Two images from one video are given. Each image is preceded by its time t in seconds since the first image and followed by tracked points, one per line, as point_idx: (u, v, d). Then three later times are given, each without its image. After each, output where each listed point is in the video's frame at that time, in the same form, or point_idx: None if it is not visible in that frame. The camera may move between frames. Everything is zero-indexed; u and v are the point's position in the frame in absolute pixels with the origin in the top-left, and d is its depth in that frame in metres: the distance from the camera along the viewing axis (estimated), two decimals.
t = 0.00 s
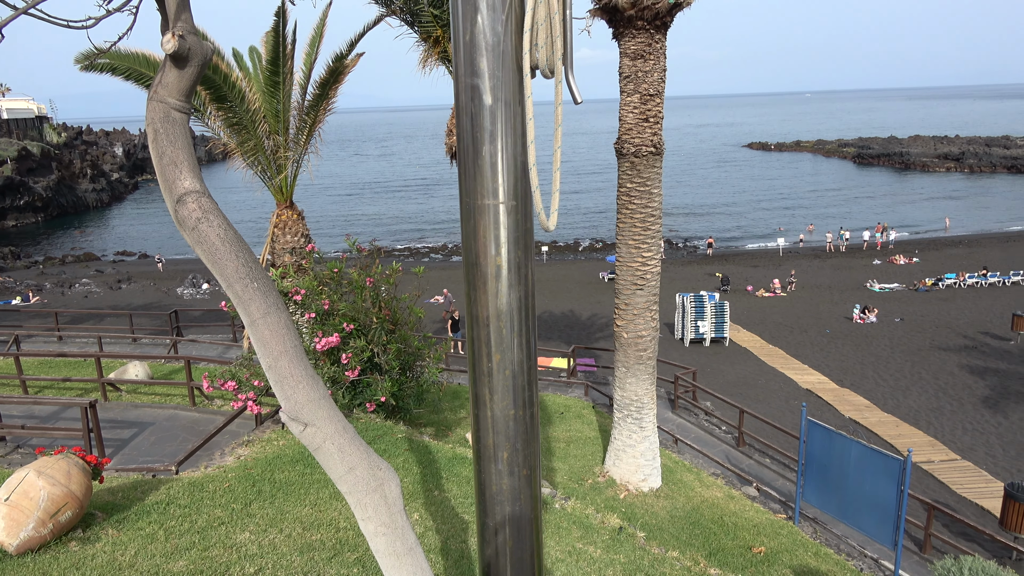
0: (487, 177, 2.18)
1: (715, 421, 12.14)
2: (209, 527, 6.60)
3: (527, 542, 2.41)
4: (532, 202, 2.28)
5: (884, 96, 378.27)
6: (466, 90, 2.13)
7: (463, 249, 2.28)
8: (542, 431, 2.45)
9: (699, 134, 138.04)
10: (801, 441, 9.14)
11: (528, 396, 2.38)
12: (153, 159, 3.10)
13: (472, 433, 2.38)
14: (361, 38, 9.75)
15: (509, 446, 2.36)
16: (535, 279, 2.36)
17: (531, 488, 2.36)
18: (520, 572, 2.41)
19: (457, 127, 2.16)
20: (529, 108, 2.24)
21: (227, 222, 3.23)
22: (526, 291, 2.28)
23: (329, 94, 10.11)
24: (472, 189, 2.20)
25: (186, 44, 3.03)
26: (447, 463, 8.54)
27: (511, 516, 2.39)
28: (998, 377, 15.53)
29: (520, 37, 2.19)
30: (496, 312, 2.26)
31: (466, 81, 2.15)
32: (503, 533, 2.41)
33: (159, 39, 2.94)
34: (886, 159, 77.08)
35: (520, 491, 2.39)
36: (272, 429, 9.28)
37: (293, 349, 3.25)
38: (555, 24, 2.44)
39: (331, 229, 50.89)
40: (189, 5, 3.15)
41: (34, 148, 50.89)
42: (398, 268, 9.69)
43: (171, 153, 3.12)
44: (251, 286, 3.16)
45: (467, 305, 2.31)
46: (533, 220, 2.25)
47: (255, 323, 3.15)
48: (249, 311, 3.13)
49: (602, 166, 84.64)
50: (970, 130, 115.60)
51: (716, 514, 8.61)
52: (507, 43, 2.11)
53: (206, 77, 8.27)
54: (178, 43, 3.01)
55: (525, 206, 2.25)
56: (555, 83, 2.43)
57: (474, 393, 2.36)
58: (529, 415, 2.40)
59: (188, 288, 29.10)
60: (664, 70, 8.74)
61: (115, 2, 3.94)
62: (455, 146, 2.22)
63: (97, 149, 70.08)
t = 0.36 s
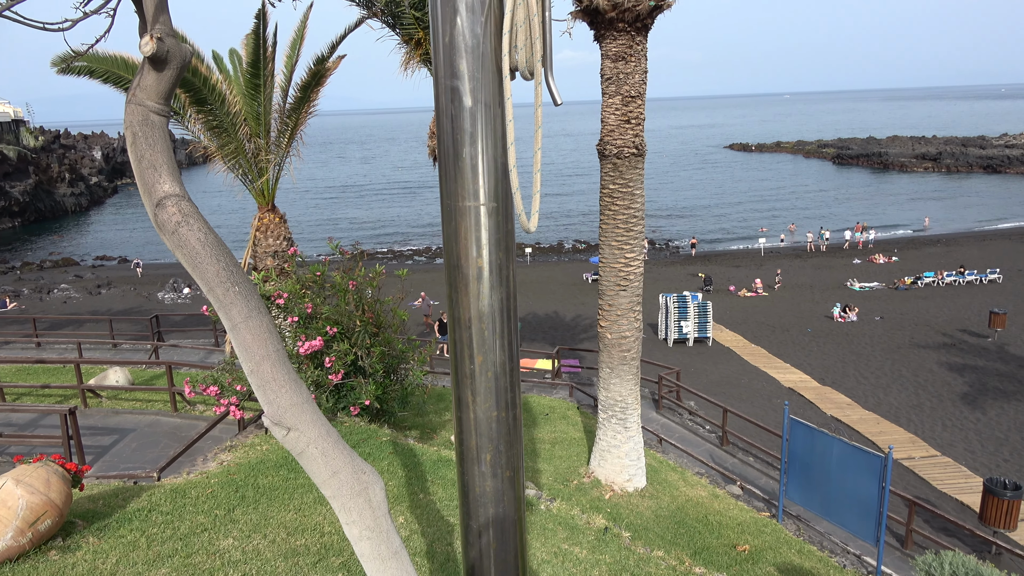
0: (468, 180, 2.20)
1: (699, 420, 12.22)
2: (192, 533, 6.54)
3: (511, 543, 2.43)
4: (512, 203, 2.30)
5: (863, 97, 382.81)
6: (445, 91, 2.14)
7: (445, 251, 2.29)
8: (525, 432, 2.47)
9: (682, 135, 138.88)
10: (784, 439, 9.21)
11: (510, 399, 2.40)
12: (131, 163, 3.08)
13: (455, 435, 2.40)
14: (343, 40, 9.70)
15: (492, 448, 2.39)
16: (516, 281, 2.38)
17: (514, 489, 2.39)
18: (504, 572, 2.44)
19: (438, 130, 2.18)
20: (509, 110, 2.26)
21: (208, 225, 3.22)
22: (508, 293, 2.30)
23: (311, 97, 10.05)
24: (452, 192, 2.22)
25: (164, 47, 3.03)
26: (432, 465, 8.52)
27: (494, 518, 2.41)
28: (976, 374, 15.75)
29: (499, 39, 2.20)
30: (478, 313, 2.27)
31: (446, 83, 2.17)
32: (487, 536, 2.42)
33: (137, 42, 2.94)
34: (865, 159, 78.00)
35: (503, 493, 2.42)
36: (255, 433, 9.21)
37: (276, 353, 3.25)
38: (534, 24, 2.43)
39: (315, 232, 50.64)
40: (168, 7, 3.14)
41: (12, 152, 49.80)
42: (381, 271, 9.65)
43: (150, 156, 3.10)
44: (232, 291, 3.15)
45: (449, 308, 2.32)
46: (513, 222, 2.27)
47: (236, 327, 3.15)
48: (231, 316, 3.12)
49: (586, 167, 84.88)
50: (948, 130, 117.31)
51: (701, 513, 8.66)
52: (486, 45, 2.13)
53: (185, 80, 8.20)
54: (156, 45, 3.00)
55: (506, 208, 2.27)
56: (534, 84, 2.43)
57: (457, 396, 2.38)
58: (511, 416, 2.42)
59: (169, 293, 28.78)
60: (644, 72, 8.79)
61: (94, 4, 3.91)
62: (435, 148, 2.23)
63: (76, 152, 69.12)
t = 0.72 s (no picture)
0: (449, 182, 2.25)
1: (683, 420, 12.28)
2: (174, 541, 6.47)
3: (494, 544, 2.49)
4: (492, 205, 2.35)
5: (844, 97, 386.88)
6: (425, 94, 2.19)
7: (426, 254, 2.34)
8: (507, 433, 2.52)
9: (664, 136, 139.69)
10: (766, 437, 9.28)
11: (494, 400, 2.45)
12: (109, 167, 3.07)
13: (439, 438, 2.45)
14: (323, 42, 9.64)
15: (476, 450, 2.45)
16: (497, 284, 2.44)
17: (498, 491, 2.45)
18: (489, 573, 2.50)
19: (417, 135, 2.24)
20: (488, 113, 2.32)
21: (187, 230, 3.22)
22: (489, 294, 2.36)
23: (291, 99, 9.99)
24: (433, 194, 2.28)
25: (142, 50, 3.00)
26: (417, 469, 8.49)
27: (478, 519, 2.47)
28: (955, 370, 15.95)
29: (478, 42, 2.25)
30: (461, 315, 2.33)
31: (425, 85, 2.22)
32: (472, 537, 2.48)
33: (114, 45, 2.91)
34: (844, 158, 78.88)
35: (486, 495, 2.47)
36: (238, 439, 9.13)
37: (257, 358, 3.25)
38: (513, 28, 2.47)
39: (298, 236, 50.37)
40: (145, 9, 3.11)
41: None
42: (363, 274, 9.61)
43: (128, 160, 3.09)
44: (213, 295, 3.15)
45: (431, 310, 2.37)
46: (494, 224, 2.33)
47: (217, 332, 3.14)
48: (212, 321, 3.11)
49: (569, 169, 85.07)
50: (925, 130, 119.06)
51: (686, 512, 8.69)
52: (465, 48, 2.18)
53: (164, 83, 8.13)
54: (133, 49, 2.97)
55: (486, 210, 2.32)
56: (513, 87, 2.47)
57: (439, 398, 2.43)
58: (494, 418, 2.47)
59: (149, 298, 28.49)
60: (625, 74, 8.81)
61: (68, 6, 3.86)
62: (416, 151, 2.28)
63: (53, 157, 68.22)
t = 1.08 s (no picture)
0: (431, 184, 2.28)
1: (666, 420, 12.35)
2: (156, 547, 6.40)
3: (479, 545, 2.51)
4: (474, 207, 2.39)
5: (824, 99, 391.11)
6: (407, 96, 2.23)
7: (409, 255, 2.37)
8: (491, 434, 2.56)
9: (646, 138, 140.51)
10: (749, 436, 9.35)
11: (477, 402, 2.49)
12: (88, 171, 3.06)
13: (422, 440, 2.48)
14: (304, 45, 9.60)
15: (459, 451, 2.47)
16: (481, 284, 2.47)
17: (482, 492, 2.48)
18: None
19: (399, 135, 2.26)
20: (470, 114, 2.35)
21: (167, 233, 3.22)
22: (472, 297, 2.40)
23: (272, 102, 9.93)
24: (415, 196, 2.31)
25: (121, 52, 3.00)
26: (401, 472, 8.46)
27: (463, 521, 2.49)
28: (933, 369, 16.17)
29: (459, 45, 2.29)
30: (444, 316, 2.36)
31: (407, 87, 2.25)
32: (456, 540, 2.51)
33: (92, 47, 2.90)
34: (823, 160, 79.76)
35: (471, 496, 2.50)
36: (220, 444, 9.05)
37: (239, 363, 3.26)
38: (493, 31, 2.48)
39: (281, 239, 50.10)
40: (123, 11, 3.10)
41: None
42: (346, 277, 9.58)
43: (106, 164, 3.09)
44: (194, 299, 3.16)
45: (414, 312, 2.41)
46: (476, 226, 2.37)
47: (198, 336, 3.15)
48: (193, 325, 3.13)
49: (552, 171, 85.34)
50: (902, 132, 120.76)
51: (669, 511, 8.74)
52: (446, 50, 2.22)
53: (143, 85, 8.06)
54: (112, 51, 2.97)
55: (468, 213, 2.37)
56: (494, 89, 2.50)
57: (424, 399, 2.45)
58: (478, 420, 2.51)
59: (128, 303, 28.23)
60: (607, 76, 8.86)
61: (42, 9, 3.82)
62: (398, 153, 2.31)
63: (29, 160, 67.30)
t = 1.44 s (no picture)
0: (414, 187, 2.38)
1: (649, 421, 12.39)
2: (135, 553, 6.32)
3: (461, 541, 2.65)
4: (457, 210, 2.50)
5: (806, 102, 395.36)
6: (391, 99, 2.30)
7: (392, 258, 2.46)
8: (472, 434, 2.68)
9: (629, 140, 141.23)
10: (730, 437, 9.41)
11: (459, 405, 2.61)
12: (66, 172, 3.05)
13: (406, 441, 2.59)
14: (286, 46, 9.54)
15: (442, 454, 2.60)
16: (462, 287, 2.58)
17: (464, 493, 2.62)
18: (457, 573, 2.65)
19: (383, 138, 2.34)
20: (451, 120, 2.44)
21: (147, 235, 3.23)
22: (454, 298, 2.50)
23: (253, 103, 9.87)
24: (398, 199, 2.40)
25: (99, 53, 2.99)
26: (384, 475, 8.42)
27: (446, 523, 2.62)
28: (912, 369, 16.37)
29: (441, 49, 2.37)
30: (427, 319, 2.46)
31: (390, 90, 2.32)
32: (439, 541, 2.63)
33: (70, 48, 2.88)
34: (803, 162, 80.59)
35: (453, 498, 2.63)
36: (200, 448, 8.97)
37: (220, 366, 3.31)
38: (476, 35, 2.53)
39: (263, 241, 49.76)
40: (101, 11, 3.08)
41: None
42: (328, 279, 9.54)
43: (85, 165, 3.08)
44: (174, 303, 3.18)
45: (397, 314, 2.50)
46: (459, 229, 2.47)
47: (179, 339, 3.18)
48: (174, 328, 3.15)
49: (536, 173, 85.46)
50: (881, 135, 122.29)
51: (652, 512, 8.77)
52: (429, 54, 2.30)
53: (122, 86, 7.98)
54: (90, 51, 2.95)
55: (451, 215, 2.46)
56: (476, 91, 2.57)
57: (407, 401, 2.57)
58: (460, 422, 2.63)
59: (107, 305, 27.86)
60: (590, 79, 8.89)
61: (19, 5, 3.77)
62: (381, 155, 2.39)
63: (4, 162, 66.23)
